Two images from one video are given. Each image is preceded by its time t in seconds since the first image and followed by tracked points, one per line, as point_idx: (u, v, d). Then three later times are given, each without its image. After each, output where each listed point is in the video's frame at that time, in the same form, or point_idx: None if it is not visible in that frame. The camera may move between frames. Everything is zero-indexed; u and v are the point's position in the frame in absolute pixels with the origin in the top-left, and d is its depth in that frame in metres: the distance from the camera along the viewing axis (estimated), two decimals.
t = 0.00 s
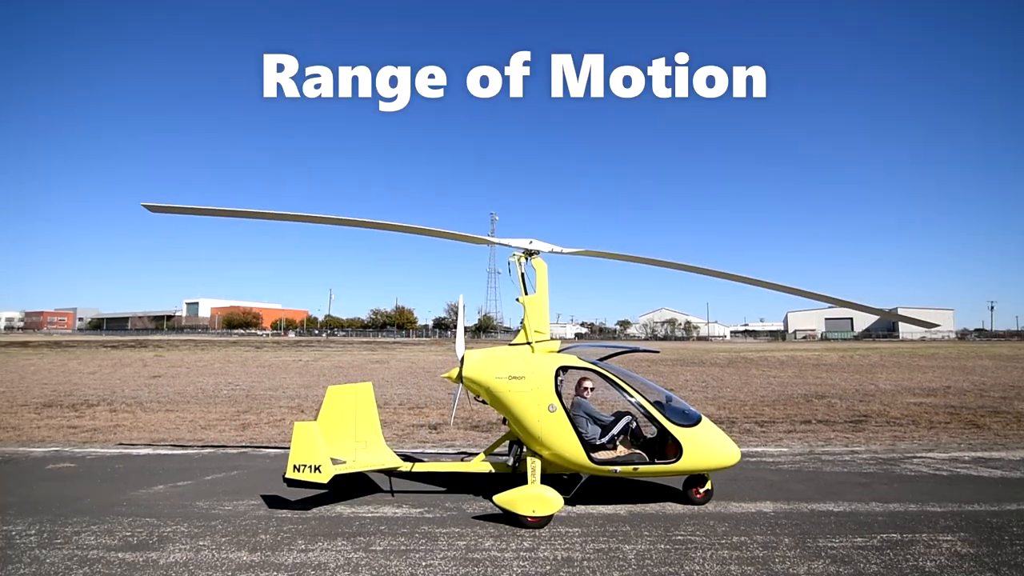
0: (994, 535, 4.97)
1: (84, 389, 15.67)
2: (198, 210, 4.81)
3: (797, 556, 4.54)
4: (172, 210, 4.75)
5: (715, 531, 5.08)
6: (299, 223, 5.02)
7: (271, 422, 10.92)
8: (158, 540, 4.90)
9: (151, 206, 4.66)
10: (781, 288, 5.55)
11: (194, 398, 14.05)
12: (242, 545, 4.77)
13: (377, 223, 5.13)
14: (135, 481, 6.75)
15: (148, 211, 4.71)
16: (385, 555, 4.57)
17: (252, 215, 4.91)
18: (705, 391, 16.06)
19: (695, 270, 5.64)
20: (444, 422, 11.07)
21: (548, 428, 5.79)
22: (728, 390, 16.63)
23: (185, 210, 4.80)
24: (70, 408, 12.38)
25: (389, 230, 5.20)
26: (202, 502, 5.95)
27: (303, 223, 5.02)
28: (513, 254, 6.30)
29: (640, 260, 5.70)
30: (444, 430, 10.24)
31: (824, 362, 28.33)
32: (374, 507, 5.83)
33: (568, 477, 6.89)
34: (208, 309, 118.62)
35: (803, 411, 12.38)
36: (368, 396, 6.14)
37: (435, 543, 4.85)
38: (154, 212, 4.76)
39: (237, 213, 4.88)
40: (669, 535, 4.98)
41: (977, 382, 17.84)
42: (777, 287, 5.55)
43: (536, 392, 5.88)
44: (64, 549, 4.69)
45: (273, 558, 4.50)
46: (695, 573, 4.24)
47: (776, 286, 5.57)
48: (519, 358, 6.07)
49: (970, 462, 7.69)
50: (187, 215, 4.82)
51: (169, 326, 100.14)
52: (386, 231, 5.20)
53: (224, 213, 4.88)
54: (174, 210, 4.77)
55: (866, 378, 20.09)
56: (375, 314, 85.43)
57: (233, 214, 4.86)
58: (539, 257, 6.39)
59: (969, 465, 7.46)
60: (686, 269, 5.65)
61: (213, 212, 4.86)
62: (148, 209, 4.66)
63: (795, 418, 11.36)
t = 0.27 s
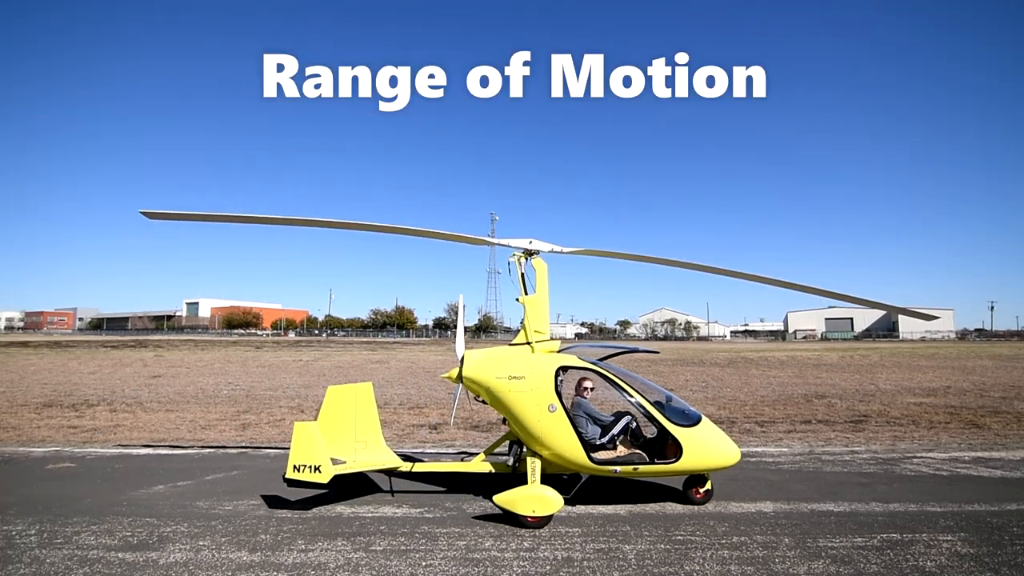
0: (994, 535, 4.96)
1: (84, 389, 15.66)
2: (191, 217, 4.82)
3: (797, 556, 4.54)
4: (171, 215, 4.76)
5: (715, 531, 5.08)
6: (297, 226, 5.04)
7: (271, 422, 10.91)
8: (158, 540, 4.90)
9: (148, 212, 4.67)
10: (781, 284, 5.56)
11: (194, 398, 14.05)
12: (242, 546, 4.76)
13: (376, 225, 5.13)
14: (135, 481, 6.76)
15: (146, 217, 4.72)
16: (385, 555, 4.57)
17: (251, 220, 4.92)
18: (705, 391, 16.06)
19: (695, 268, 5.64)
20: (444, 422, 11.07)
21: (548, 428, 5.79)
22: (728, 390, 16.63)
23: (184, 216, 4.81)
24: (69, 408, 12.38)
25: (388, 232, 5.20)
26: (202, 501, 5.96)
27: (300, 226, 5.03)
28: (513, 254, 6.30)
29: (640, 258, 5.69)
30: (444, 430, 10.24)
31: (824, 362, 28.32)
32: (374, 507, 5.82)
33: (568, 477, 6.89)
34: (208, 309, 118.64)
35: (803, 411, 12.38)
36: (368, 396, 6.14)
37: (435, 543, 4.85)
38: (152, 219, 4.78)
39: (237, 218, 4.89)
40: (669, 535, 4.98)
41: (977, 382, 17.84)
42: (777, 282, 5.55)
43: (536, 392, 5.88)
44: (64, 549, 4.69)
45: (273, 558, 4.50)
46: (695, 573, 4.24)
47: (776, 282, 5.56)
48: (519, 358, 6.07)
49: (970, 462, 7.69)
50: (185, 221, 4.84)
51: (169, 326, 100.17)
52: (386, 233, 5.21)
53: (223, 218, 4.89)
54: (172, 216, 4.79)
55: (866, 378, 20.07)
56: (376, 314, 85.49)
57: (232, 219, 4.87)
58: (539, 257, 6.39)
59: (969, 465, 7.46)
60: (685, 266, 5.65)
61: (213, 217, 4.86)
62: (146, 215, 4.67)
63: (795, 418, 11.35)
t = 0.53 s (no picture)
0: (994, 535, 4.96)
1: (84, 389, 15.66)
2: (190, 221, 4.83)
3: (796, 556, 4.54)
4: (169, 220, 4.77)
5: (715, 531, 5.08)
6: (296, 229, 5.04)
7: (271, 422, 10.91)
8: (158, 540, 4.90)
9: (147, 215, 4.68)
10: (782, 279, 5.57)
11: (194, 398, 14.05)
12: (242, 545, 4.77)
13: (376, 227, 5.13)
14: (136, 481, 6.76)
15: (144, 221, 4.73)
16: (385, 555, 4.57)
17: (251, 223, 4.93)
18: (705, 392, 16.06)
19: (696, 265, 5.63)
20: (444, 422, 11.07)
21: (548, 428, 5.79)
22: (728, 390, 16.63)
23: (184, 219, 4.82)
24: (70, 408, 12.38)
25: (388, 234, 5.20)
26: (202, 501, 5.96)
27: (299, 229, 5.04)
28: (512, 254, 6.30)
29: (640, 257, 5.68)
30: (444, 430, 10.24)
31: (824, 362, 28.30)
32: (374, 507, 5.82)
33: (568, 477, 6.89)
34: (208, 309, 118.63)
35: (803, 411, 12.37)
36: (368, 396, 6.14)
37: (435, 543, 4.85)
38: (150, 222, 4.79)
39: (236, 220, 4.90)
40: (669, 535, 4.98)
41: (977, 382, 17.85)
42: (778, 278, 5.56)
43: (536, 392, 5.88)
44: (64, 549, 4.69)
45: (273, 558, 4.50)
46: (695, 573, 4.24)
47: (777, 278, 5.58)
48: (519, 358, 6.07)
49: (970, 462, 7.69)
50: (183, 225, 4.85)
51: (169, 326, 100.15)
52: (385, 235, 5.20)
53: (222, 222, 4.89)
54: (171, 220, 4.80)
55: (866, 378, 20.08)
56: (376, 314, 85.49)
57: (232, 222, 4.89)
58: (539, 257, 6.39)
59: (969, 465, 7.47)
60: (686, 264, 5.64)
61: (211, 221, 4.87)
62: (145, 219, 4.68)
63: (795, 418, 11.36)
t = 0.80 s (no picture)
0: (994, 536, 4.96)
1: (84, 389, 15.66)
2: (190, 228, 4.85)
3: (797, 556, 4.54)
4: (167, 226, 4.79)
5: (715, 531, 5.08)
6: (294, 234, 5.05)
7: (271, 422, 10.91)
8: (158, 540, 4.90)
9: (143, 222, 4.70)
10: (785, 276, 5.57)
11: (194, 398, 14.04)
12: (242, 546, 4.77)
13: (375, 228, 5.12)
14: (135, 481, 6.76)
15: (141, 227, 4.75)
16: (384, 555, 4.57)
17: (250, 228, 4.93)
18: (705, 392, 16.06)
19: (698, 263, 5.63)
20: (444, 422, 11.07)
21: (548, 428, 5.79)
22: (728, 390, 16.62)
23: (182, 225, 4.83)
24: (70, 408, 12.37)
25: (386, 236, 5.20)
26: (202, 501, 5.96)
27: (298, 233, 5.04)
28: (512, 254, 6.30)
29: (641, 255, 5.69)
30: (444, 430, 10.24)
31: (824, 362, 28.28)
32: (374, 507, 5.82)
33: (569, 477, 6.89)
34: (208, 309, 118.59)
35: (803, 411, 12.37)
36: (368, 396, 6.14)
37: (435, 543, 4.85)
38: (149, 230, 4.81)
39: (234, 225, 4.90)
40: (669, 535, 4.98)
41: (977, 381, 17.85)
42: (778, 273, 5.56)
43: (536, 392, 5.88)
44: (64, 549, 4.69)
45: (273, 558, 4.50)
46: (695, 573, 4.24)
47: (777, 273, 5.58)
48: (519, 358, 6.07)
49: (970, 462, 7.69)
50: (181, 231, 4.87)
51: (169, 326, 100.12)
52: (384, 237, 5.20)
53: (220, 228, 4.90)
54: (170, 225, 4.81)
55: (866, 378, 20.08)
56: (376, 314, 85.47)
57: (230, 228, 4.90)
58: (539, 257, 6.39)
59: (969, 465, 7.47)
60: (689, 262, 5.65)
61: (210, 227, 4.88)
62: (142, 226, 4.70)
63: (795, 418, 11.36)
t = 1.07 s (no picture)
0: (994, 536, 4.96)
1: (84, 389, 15.66)
2: (187, 233, 4.85)
3: (796, 556, 4.54)
4: (167, 232, 4.80)
5: (715, 531, 5.08)
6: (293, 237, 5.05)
7: (271, 422, 10.91)
8: (158, 540, 4.90)
9: (142, 230, 4.72)
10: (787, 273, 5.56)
11: (194, 398, 14.03)
12: (242, 545, 4.76)
13: (375, 232, 5.13)
14: (136, 481, 6.76)
15: (141, 235, 4.76)
16: (385, 555, 4.57)
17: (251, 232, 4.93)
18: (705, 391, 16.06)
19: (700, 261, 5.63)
20: (444, 422, 11.07)
21: (548, 428, 5.79)
22: (728, 390, 16.62)
23: (182, 231, 4.84)
24: (70, 408, 12.36)
25: (387, 238, 5.20)
26: (202, 501, 5.96)
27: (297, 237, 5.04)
28: (513, 255, 6.29)
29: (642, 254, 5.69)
30: (444, 430, 10.24)
31: (824, 362, 28.27)
32: (374, 507, 5.82)
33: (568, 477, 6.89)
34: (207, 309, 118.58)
35: (803, 411, 12.37)
36: (368, 396, 6.14)
37: (435, 543, 4.85)
38: (149, 237, 4.85)
39: (234, 230, 4.91)
40: (669, 535, 4.98)
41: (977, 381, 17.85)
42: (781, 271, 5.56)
43: (536, 392, 5.88)
44: (64, 549, 4.69)
45: (273, 558, 4.50)
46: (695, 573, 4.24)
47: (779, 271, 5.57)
48: (519, 358, 6.07)
49: (970, 461, 7.69)
50: (181, 237, 4.89)
51: (168, 326, 100.10)
52: (383, 239, 5.21)
53: (219, 233, 4.91)
54: (169, 231, 4.83)
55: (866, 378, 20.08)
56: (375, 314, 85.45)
57: (229, 233, 4.90)
58: (539, 257, 6.39)
59: (969, 465, 7.47)
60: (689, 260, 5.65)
61: (209, 232, 4.89)
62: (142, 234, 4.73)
63: (795, 418, 11.36)
